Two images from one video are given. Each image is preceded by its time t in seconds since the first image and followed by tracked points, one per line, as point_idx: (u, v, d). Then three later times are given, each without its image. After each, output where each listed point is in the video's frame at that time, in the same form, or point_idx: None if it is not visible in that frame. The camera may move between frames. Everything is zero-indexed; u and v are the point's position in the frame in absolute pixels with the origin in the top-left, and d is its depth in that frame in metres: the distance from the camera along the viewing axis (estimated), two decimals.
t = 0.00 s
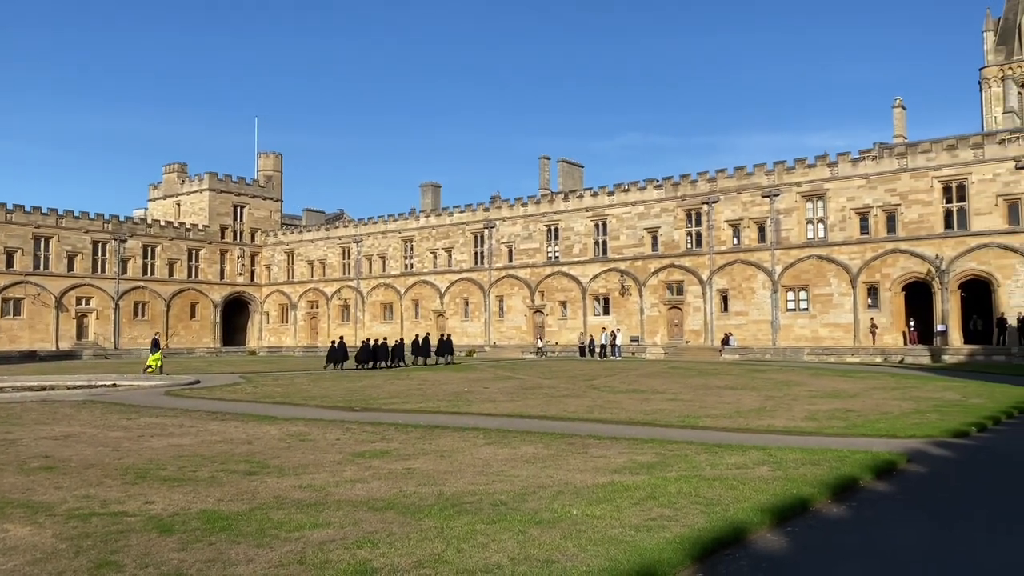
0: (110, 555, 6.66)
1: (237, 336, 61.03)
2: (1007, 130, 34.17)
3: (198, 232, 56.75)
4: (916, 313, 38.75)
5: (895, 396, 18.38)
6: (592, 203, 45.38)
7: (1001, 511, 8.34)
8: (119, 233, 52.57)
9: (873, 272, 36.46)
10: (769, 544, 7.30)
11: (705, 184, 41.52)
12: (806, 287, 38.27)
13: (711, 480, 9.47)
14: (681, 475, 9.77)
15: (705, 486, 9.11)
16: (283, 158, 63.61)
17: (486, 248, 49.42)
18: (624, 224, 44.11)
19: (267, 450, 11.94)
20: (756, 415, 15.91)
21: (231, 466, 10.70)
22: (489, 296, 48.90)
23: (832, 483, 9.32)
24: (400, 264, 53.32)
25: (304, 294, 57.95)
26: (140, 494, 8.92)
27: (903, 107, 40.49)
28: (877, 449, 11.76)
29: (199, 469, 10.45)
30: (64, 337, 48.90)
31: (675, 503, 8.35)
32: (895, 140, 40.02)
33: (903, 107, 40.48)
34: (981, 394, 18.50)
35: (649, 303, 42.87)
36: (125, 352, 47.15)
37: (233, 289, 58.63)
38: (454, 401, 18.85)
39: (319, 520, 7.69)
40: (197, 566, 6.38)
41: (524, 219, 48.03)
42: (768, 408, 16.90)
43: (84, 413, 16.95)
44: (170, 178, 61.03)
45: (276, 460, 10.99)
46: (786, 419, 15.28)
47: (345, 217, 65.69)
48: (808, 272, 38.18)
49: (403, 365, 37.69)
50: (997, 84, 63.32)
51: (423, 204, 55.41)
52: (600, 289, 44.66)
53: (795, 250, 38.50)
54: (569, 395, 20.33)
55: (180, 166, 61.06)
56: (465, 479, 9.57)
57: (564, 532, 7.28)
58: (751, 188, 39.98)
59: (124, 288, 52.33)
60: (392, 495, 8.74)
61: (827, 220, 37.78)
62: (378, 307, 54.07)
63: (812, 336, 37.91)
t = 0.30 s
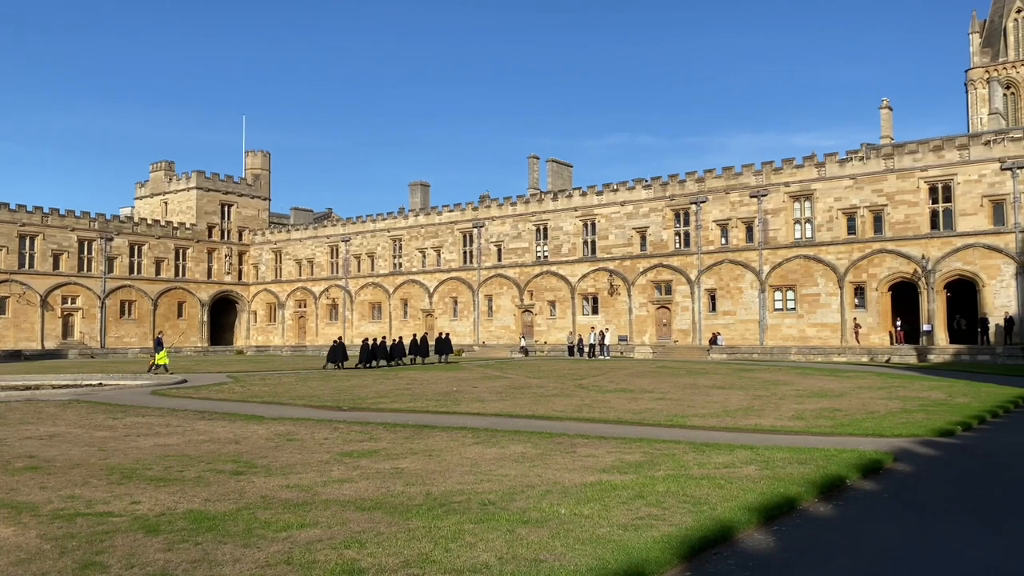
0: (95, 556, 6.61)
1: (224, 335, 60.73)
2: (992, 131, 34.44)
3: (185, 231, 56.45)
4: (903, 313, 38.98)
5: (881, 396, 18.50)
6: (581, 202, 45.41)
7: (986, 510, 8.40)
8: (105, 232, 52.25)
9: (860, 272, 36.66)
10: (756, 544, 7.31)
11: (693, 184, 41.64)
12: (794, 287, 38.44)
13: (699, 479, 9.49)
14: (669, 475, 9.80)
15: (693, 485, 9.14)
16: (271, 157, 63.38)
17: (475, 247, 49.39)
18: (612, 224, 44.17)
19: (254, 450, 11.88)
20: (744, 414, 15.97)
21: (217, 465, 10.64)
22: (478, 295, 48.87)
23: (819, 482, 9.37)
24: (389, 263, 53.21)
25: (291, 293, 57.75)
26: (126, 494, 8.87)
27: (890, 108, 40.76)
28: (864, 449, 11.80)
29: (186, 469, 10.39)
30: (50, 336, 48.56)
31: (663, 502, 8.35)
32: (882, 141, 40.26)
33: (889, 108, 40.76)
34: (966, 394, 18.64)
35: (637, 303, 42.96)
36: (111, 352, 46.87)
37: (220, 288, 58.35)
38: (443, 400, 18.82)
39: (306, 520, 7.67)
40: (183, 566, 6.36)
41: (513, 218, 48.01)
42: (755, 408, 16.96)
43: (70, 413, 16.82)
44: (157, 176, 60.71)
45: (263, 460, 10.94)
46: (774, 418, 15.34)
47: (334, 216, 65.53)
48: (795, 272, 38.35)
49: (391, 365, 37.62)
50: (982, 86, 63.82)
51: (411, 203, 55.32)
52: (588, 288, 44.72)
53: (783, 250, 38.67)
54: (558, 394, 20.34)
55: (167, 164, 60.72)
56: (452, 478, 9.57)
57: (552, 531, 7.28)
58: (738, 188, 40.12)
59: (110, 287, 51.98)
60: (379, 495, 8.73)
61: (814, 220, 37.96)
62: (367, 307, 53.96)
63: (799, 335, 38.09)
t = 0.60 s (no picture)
0: (79, 558, 6.56)
1: (211, 336, 60.42)
2: (976, 134, 34.73)
3: (171, 230, 56.13)
4: (888, 314, 39.21)
5: (866, 396, 18.62)
6: (569, 203, 45.45)
7: (971, 509, 8.47)
8: (91, 231, 51.89)
9: (846, 273, 36.87)
10: (742, 544, 7.34)
11: (681, 186, 41.76)
12: (780, 288, 38.62)
13: (686, 479, 9.52)
14: (656, 475, 9.81)
15: (679, 485, 9.16)
16: (258, 157, 63.11)
17: (463, 247, 49.35)
18: (600, 225, 44.24)
19: (240, 451, 11.82)
20: (730, 415, 16.04)
21: (203, 466, 10.58)
22: (466, 296, 48.83)
23: (805, 481, 9.42)
24: (377, 263, 53.09)
25: (279, 293, 57.53)
26: (110, 496, 8.81)
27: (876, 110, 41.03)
28: (850, 449, 11.85)
29: (171, 470, 10.32)
30: (34, 336, 48.18)
31: (649, 503, 8.37)
32: (868, 143, 40.51)
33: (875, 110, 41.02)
34: (951, 394, 18.79)
35: (625, 303, 43.04)
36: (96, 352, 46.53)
37: (207, 288, 58.05)
38: (430, 401, 18.80)
39: (293, 522, 7.64)
40: (168, 568, 6.32)
41: (502, 219, 47.99)
42: (741, 408, 17.03)
43: (54, 413, 16.67)
44: (143, 175, 60.36)
45: (250, 461, 10.89)
46: (760, 419, 15.40)
47: (321, 216, 65.34)
48: (782, 273, 38.53)
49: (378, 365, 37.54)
50: (967, 88, 64.36)
51: (400, 203, 55.22)
52: (576, 289, 44.76)
53: (770, 251, 38.85)
54: (545, 394, 20.35)
55: (153, 163, 60.36)
56: (440, 479, 9.56)
57: (539, 532, 7.29)
58: (726, 189, 40.28)
59: (95, 287, 51.60)
60: (366, 496, 8.71)
61: (801, 221, 38.16)
62: (354, 307, 53.81)
63: (786, 336, 38.28)
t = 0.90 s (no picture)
0: (61, 560, 6.51)
1: (197, 336, 60.12)
2: (960, 137, 35.03)
3: (157, 230, 55.81)
4: (874, 315, 39.43)
5: (852, 397, 18.72)
6: (557, 204, 45.50)
7: (954, 509, 8.54)
8: (75, 231, 51.50)
9: (832, 275, 37.08)
10: (728, 544, 7.36)
11: (668, 187, 41.89)
12: (766, 289, 38.79)
13: (672, 479, 9.56)
14: (643, 475, 9.85)
15: (666, 485, 9.19)
16: (245, 157, 62.86)
17: (451, 248, 49.31)
18: (588, 226, 44.30)
19: (226, 452, 11.78)
20: (717, 415, 16.09)
21: (188, 467, 10.53)
22: (454, 296, 48.80)
23: (790, 481, 9.47)
24: (364, 264, 52.97)
25: (265, 294, 57.31)
26: (93, 497, 8.75)
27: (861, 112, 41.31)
28: (835, 449, 11.93)
29: (155, 471, 10.27)
30: (17, 337, 47.78)
31: (635, 503, 8.40)
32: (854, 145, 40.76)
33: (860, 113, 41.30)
34: (935, 395, 18.92)
35: (613, 304, 43.13)
36: (81, 353, 46.19)
37: (193, 288, 57.73)
38: (417, 401, 18.78)
39: (278, 523, 7.60)
40: (151, 570, 6.29)
41: (489, 219, 47.97)
42: (727, 408, 17.10)
43: (37, 415, 16.51)
44: (128, 175, 60.01)
45: (235, 462, 10.84)
46: (746, 419, 15.46)
47: (309, 216, 65.16)
48: (768, 274, 38.70)
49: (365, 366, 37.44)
50: (952, 91, 64.93)
51: (387, 204, 55.12)
52: (564, 289, 44.80)
53: (756, 252, 39.03)
54: (532, 395, 20.36)
55: (139, 163, 60.00)
56: (426, 480, 9.55)
57: (525, 532, 7.30)
58: (713, 190, 40.44)
59: (80, 287, 51.22)
60: (352, 497, 8.69)
61: (787, 223, 38.35)
62: (341, 308, 53.62)
63: (772, 336, 38.47)
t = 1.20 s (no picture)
0: (41, 564, 6.44)
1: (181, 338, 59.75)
2: (942, 139, 35.34)
3: (140, 231, 55.41)
4: (857, 316, 39.69)
5: (836, 397, 18.82)
6: (543, 205, 45.52)
7: (937, 509, 8.59)
8: (57, 231, 51.03)
9: (816, 276, 37.29)
10: (712, 544, 7.38)
11: (653, 189, 42.04)
12: (751, 290, 38.97)
13: (657, 480, 9.58)
14: (627, 475, 9.87)
15: (650, 486, 9.20)
16: (230, 157, 62.54)
17: (437, 249, 49.23)
18: (574, 227, 44.35)
19: (209, 454, 11.69)
20: (701, 416, 16.14)
21: (171, 469, 10.46)
22: (439, 297, 48.72)
23: (775, 482, 9.51)
24: (349, 265, 52.80)
25: (249, 295, 57.02)
26: (74, 500, 8.65)
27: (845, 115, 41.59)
28: (819, 449, 11.98)
29: (137, 473, 10.18)
30: None
31: (621, 503, 8.40)
32: (838, 147, 41.02)
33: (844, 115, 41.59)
34: (917, 395, 19.06)
35: (599, 305, 43.20)
36: (63, 355, 45.78)
37: (176, 289, 57.34)
38: (403, 402, 18.75)
39: (261, 525, 7.56)
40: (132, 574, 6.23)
41: (476, 220, 47.94)
42: (712, 409, 17.15)
43: (17, 417, 16.33)
44: (111, 175, 59.57)
45: (219, 464, 10.76)
46: (731, 419, 15.52)
47: (294, 217, 64.88)
48: (753, 275, 38.87)
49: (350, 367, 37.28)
50: (934, 94, 65.54)
51: (373, 204, 54.97)
52: (550, 290, 44.83)
53: (741, 253, 39.19)
54: (518, 396, 20.34)
55: (122, 163, 59.56)
56: (411, 481, 9.51)
57: (510, 533, 7.28)
58: (698, 192, 40.60)
59: (61, 287, 50.75)
60: (336, 498, 8.65)
61: (771, 224, 38.55)
62: (326, 308, 53.40)
63: (757, 337, 38.65)
